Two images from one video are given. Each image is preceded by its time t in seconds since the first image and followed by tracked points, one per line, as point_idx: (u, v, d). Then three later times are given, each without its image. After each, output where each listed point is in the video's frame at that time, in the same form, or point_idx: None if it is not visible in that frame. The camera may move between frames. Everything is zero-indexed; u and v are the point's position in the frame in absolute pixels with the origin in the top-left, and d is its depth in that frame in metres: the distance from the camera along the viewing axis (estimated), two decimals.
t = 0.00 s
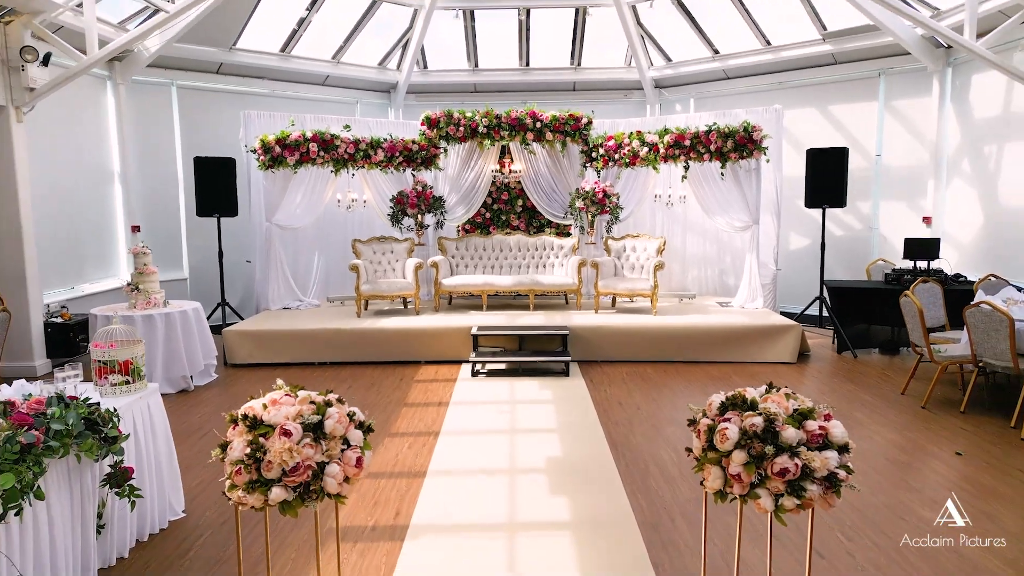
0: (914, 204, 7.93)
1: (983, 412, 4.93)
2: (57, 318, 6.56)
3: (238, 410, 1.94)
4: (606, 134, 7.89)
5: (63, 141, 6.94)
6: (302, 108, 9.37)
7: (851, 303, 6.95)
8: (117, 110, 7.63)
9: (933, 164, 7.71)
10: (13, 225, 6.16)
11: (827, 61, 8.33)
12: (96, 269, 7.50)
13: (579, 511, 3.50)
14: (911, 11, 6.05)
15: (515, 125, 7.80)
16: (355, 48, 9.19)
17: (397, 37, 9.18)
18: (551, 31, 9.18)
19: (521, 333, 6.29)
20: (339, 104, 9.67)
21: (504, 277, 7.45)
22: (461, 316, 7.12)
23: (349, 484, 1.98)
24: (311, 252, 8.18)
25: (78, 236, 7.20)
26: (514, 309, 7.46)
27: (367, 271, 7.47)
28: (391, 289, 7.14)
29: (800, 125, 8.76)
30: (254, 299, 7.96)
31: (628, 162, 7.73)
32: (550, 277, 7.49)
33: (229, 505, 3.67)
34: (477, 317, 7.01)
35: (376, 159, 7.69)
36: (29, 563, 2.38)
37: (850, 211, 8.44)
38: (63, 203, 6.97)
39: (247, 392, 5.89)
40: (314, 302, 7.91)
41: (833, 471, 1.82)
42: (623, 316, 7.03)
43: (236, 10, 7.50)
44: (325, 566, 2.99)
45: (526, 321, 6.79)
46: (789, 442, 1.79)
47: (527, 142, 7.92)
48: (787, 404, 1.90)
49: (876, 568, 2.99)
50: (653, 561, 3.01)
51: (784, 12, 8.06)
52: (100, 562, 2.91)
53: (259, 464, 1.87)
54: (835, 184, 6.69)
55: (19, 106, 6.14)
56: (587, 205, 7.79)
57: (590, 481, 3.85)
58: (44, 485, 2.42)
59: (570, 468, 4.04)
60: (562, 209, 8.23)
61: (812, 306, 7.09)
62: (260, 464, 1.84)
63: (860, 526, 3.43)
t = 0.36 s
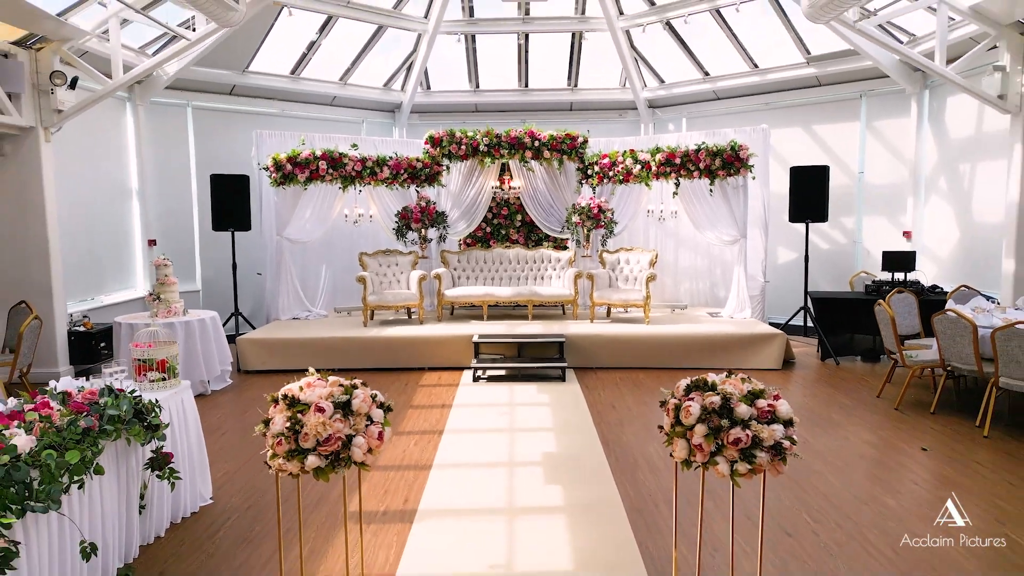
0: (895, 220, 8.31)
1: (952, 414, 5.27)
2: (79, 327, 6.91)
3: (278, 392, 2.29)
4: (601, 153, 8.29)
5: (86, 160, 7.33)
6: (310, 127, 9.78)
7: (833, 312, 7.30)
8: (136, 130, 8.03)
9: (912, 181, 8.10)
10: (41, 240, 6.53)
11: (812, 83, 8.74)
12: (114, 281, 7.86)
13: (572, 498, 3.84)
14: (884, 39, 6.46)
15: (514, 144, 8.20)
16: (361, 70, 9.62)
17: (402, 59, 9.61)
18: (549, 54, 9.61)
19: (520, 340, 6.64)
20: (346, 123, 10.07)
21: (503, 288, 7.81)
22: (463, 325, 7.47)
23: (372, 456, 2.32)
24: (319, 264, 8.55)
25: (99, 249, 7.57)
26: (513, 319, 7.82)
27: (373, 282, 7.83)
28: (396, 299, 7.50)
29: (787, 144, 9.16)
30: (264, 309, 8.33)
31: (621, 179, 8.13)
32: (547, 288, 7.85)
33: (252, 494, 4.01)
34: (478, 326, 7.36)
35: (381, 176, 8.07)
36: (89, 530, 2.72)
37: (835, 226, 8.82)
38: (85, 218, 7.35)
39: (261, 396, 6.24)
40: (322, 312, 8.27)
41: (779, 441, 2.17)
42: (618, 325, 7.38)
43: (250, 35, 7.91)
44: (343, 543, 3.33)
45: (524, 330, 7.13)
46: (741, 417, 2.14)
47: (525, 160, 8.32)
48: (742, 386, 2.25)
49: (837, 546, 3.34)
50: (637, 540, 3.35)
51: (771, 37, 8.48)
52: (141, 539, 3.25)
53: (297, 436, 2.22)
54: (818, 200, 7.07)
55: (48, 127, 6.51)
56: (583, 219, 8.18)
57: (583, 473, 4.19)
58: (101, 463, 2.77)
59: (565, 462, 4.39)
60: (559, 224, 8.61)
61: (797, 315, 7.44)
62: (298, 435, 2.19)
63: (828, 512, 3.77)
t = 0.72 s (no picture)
0: (878, 240, 8.70)
1: (926, 422, 5.62)
2: (101, 342, 7.28)
3: (311, 388, 2.65)
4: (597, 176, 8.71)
5: (109, 184, 7.75)
6: (319, 151, 10.22)
7: (818, 327, 7.67)
8: (155, 155, 8.45)
9: (893, 203, 8.49)
10: (67, 259, 6.91)
11: (798, 110, 9.17)
12: (133, 298, 8.24)
13: (567, 496, 4.18)
14: (861, 71, 6.90)
15: (514, 168, 8.63)
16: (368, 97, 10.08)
17: (407, 87, 10.06)
18: (547, 82, 10.06)
19: (520, 354, 7.00)
20: (353, 147, 10.50)
21: (504, 305, 8.19)
22: (465, 340, 7.83)
23: (393, 444, 2.68)
24: (327, 282, 8.93)
25: (119, 268, 7.95)
26: (514, 334, 8.18)
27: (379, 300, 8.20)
28: (402, 315, 7.86)
29: (775, 168, 9.59)
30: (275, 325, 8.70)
31: (616, 201, 8.54)
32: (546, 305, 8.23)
33: (273, 492, 4.35)
34: (480, 341, 7.73)
35: (388, 199, 8.47)
36: (138, 514, 3.07)
37: (822, 246, 9.20)
38: (107, 238, 7.74)
39: (274, 406, 6.58)
40: (330, 328, 8.63)
41: (742, 429, 2.52)
42: (613, 340, 7.74)
43: (264, 66, 8.36)
44: (360, 534, 3.68)
45: (524, 345, 7.50)
46: (709, 408, 2.49)
47: (525, 182, 8.73)
48: (712, 382, 2.60)
49: (808, 537, 3.68)
50: (626, 531, 3.69)
51: (758, 67, 8.93)
52: (177, 529, 3.59)
53: (328, 425, 2.58)
54: (802, 221, 7.46)
55: (76, 153, 6.92)
56: (580, 240, 8.57)
57: (577, 474, 4.54)
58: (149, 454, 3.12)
59: (561, 464, 4.73)
60: (557, 244, 9.02)
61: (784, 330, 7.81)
62: (329, 424, 2.55)
63: (802, 509, 4.11)
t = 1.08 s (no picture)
0: (863, 260, 9.07)
1: (904, 433, 5.94)
2: (119, 357, 7.62)
3: (334, 391, 2.99)
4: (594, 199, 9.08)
5: (128, 207, 8.13)
6: (327, 175, 10.62)
7: (805, 343, 8.00)
8: (170, 179, 8.84)
9: (877, 225, 8.87)
10: (89, 278, 7.26)
11: (786, 136, 9.59)
12: (149, 316, 8.59)
13: (564, 499, 4.49)
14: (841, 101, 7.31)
15: (514, 191, 8.99)
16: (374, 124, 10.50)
17: (411, 114, 10.49)
18: (546, 109, 10.50)
19: (520, 369, 7.33)
20: (359, 171, 10.91)
21: (505, 322, 8.53)
22: (468, 356, 8.16)
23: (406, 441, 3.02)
24: (335, 300, 9.28)
25: (136, 288, 8.31)
26: (514, 351, 8.52)
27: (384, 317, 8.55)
28: (406, 332, 8.20)
29: (765, 191, 9.99)
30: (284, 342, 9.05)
31: (612, 223, 8.92)
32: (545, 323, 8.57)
33: (289, 495, 4.67)
34: (482, 357, 8.06)
35: (393, 221, 8.84)
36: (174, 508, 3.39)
37: (810, 266, 9.57)
38: (125, 259, 8.10)
39: (285, 418, 6.90)
40: (337, 345, 8.97)
41: (716, 427, 2.85)
42: (609, 355, 8.07)
43: (276, 95, 8.78)
44: (374, 531, 3.99)
45: (524, 361, 7.82)
46: (687, 408, 2.83)
47: (524, 205, 9.10)
48: (689, 386, 2.94)
49: (785, 535, 3.99)
50: (619, 529, 4.01)
51: (747, 95, 9.36)
52: (207, 525, 3.90)
53: (350, 424, 2.92)
54: (789, 243, 7.83)
55: (98, 177, 7.30)
56: (577, 260, 8.94)
57: (573, 480, 4.85)
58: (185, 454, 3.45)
59: (557, 470, 5.05)
60: (556, 265, 9.30)
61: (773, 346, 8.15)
62: (351, 423, 2.89)
63: (783, 513, 4.42)
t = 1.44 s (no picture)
0: (850, 281, 9.44)
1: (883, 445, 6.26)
2: (136, 374, 7.95)
3: (353, 398, 3.34)
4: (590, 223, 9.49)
5: (146, 230, 8.51)
6: (334, 199, 11.03)
7: (793, 361, 8.35)
8: (185, 204, 9.23)
9: (862, 247, 9.25)
10: (110, 298, 7.62)
11: (774, 162, 10.01)
12: (163, 335, 8.95)
13: (561, 504, 4.81)
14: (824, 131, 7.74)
15: (514, 215, 9.39)
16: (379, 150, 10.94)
17: (415, 141, 10.93)
18: (545, 137, 10.95)
19: (520, 385, 7.66)
20: (364, 195, 11.31)
21: (505, 341, 8.88)
22: (470, 373, 8.49)
23: (416, 444, 3.36)
24: (341, 320, 9.64)
25: (152, 308, 8.67)
26: (514, 368, 8.86)
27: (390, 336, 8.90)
28: (411, 350, 8.55)
29: (755, 215, 10.39)
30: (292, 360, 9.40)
31: (608, 245, 9.32)
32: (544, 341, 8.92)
33: (303, 501, 4.99)
34: (483, 374, 8.39)
35: (398, 243, 9.23)
36: (205, 507, 3.71)
37: (799, 287, 9.93)
38: (142, 280, 8.46)
39: (296, 432, 7.22)
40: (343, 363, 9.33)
41: (695, 430, 3.19)
42: (606, 373, 8.41)
43: (287, 124, 9.21)
44: (385, 533, 4.31)
45: (524, 378, 8.15)
46: (668, 413, 3.18)
47: (524, 228, 9.49)
48: (670, 393, 3.29)
49: (764, 540, 4.32)
50: (612, 531, 4.33)
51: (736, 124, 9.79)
52: (232, 525, 4.22)
53: (367, 427, 3.26)
54: (776, 264, 8.20)
55: (120, 203, 7.68)
56: (575, 280, 9.31)
57: (569, 487, 5.17)
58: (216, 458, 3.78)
59: (554, 480, 5.37)
60: (553, 285, 9.67)
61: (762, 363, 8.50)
62: (368, 426, 3.23)
63: (766, 519, 4.74)
